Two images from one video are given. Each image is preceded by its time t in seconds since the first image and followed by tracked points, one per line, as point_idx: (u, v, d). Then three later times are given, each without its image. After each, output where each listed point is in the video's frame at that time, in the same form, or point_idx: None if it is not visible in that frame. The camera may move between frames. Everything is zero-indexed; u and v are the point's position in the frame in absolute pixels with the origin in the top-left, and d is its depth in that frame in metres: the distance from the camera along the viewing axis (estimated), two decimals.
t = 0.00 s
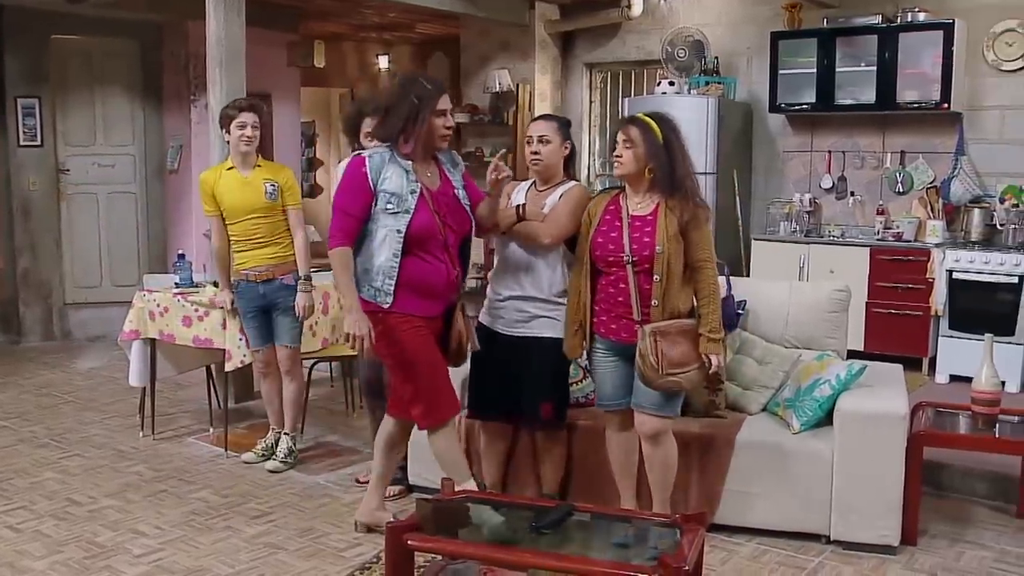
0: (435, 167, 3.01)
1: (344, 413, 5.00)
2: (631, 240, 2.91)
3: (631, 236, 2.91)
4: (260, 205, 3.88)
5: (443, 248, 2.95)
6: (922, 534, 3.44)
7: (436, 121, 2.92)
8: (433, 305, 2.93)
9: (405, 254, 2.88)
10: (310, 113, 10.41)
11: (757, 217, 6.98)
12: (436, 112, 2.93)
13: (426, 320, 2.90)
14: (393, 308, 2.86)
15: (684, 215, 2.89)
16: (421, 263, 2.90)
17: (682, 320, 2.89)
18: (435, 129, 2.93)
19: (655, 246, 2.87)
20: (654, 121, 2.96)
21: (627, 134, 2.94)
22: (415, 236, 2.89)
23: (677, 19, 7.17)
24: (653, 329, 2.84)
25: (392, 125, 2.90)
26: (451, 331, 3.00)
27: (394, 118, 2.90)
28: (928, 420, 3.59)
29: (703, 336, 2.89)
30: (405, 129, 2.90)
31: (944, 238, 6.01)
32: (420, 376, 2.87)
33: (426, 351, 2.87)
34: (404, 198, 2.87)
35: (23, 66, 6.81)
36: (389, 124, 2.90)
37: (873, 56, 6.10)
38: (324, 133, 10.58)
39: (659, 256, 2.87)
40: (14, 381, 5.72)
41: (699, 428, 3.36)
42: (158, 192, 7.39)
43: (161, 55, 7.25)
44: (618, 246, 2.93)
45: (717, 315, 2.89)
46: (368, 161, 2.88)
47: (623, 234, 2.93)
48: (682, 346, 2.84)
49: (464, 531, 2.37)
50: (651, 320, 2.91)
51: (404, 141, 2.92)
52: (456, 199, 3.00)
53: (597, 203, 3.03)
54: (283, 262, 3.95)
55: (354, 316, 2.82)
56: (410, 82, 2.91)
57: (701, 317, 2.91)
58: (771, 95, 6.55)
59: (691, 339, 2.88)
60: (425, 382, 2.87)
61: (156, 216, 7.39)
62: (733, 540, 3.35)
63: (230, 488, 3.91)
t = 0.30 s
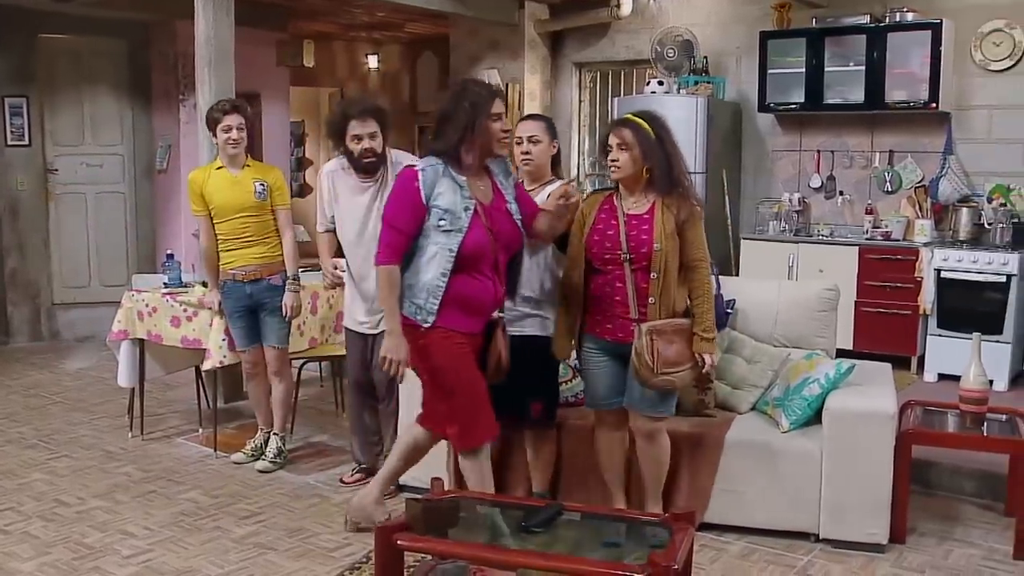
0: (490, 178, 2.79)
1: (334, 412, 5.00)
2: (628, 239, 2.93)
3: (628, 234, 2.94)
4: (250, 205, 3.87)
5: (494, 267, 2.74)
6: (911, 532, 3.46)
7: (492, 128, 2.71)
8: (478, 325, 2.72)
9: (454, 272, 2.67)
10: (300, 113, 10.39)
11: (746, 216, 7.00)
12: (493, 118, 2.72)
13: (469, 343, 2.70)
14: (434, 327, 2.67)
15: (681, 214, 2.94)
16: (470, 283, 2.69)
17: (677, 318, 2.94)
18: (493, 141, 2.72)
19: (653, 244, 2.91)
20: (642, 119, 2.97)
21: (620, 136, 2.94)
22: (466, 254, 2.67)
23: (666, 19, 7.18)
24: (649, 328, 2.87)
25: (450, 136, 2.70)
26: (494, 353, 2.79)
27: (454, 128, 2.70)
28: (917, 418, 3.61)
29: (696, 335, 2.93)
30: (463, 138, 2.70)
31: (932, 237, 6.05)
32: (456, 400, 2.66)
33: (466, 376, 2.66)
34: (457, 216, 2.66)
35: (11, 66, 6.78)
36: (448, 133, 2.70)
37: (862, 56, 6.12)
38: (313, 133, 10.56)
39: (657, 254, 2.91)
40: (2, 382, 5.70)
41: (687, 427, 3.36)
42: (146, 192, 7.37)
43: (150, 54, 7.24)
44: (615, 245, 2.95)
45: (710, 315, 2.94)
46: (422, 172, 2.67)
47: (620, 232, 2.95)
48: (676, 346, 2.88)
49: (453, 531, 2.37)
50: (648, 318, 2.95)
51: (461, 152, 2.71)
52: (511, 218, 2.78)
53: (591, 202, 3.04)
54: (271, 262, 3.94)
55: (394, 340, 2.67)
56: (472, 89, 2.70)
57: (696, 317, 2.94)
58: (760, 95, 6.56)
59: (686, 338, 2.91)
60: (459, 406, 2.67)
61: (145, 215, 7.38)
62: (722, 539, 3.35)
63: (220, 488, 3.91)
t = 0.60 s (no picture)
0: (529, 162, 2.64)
1: (321, 413, 4.99)
2: (630, 238, 2.95)
3: (629, 233, 2.95)
4: (236, 205, 3.86)
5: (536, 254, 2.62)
6: (898, 531, 3.47)
7: (538, 115, 2.56)
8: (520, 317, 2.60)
9: (496, 262, 2.55)
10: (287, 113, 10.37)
11: (734, 216, 7.02)
12: (538, 104, 2.56)
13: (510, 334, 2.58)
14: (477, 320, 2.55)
15: (678, 213, 2.99)
16: (512, 272, 2.57)
17: (677, 317, 2.99)
18: (538, 125, 2.58)
19: (656, 243, 2.95)
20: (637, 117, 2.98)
21: (621, 135, 2.94)
22: (509, 242, 2.55)
23: (654, 19, 7.19)
24: (654, 327, 2.89)
25: (493, 119, 2.52)
26: (535, 344, 2.67)
27: (496, 111, 2.53)
28: (903, 417, 3.63)
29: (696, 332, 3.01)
30: (511, 123, 2.52)
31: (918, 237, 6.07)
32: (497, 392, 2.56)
33: (501, 371, 2.56)
34: (498, 202, 2.52)
35: None
36: (491, 116, 2.53)
37: (848, 56, 6.14)
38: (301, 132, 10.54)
39: (660, 253, 2.96)
40: None
41: (674, 427, 3.37)
42: (133, 192, 7.34)
43: (137, 54, 7.21)
44: (616, 244, 2.96)
45: (708, 315, 3.03)
46: (461, 156, 2.52)
47: (620, 231, 2.96)
48: (677, 345, 2.92)
49: (441, 531, 2.36)
50: (650, 317, 2.99)
51: (503, 136, 2.54)
52: (549, 201, 2.66)
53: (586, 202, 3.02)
54: (258, 262, 3.93)
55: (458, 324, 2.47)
56: (517, 70, 2.53)
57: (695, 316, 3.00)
58: (747, 94, 6.58)
59: (687, 337, 2.96)
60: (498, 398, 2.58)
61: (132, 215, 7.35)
62: (710, 538, 3.36)
63: (207, 489, 3.90)
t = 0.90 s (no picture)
0: (561, 161, 2.63)
1: (309, 413, 4.98)
2: (625, 237, 2.95)
3: (624, 233, 2.95)
4: (223, 205, 3.86)
5: (576, 254, 2.57)
6: (885, 530, 3.48)
7: (568, 108, 2.56)
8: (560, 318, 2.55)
9: (535, 263, 2.51)
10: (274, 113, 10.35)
11: (721, 215, 7.04)
12: (568, 98, 2.56)
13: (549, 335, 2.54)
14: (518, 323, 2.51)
15: (671, 213, 3.04)
16: (552, 272, 2.53)
17: (671, 316, 2.99)
18: (567, 119, 2.57)
19: (653, 242, 2.97)
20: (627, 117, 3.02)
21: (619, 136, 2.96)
22: (546, 243, 2.51)
23: (641, 19, 7.19)
24: (649, 327, 2.87)
25: (524, 115, 2.51)
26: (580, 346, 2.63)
27: (526, 107, 2.52)
28: (890, 417, 3.63)
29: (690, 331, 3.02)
30: (541, 119, 2.52)
31: (905, 236, 6.09)
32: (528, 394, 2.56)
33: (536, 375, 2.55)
34: (533, 201, 2.49)
35: None
36: (521, 114, 2.52)
37: (835, 56, 6.16)
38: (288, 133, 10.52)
39: (656, 254, 2.99)
40: None
41: (662, 427, 3.37)
42: (120, 193, 7.31)
43: (124, 54, 7.19)
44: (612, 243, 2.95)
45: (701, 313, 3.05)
46: (494, 157, 2.49)
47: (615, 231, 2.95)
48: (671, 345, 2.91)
49: (428, 531, 2.36)
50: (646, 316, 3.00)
51: (532, 133, 2.53)
52: (583, 198, 2.62)
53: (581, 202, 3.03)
54: (246, 262, 3.92)
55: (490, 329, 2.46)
56: (543, 67, 2.54)
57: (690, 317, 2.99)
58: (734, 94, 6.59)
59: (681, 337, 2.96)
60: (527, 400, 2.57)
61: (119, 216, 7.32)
62: (698, 537, 3.37)
63: (194, 490, 3.88)
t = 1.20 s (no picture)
0: (632, 174, 2.61)
1: (298, 414, 4.97)
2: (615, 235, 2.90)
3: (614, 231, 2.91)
4: (207, 206, 3.84)
5: (645, 267, 2.59)
6: (873, 528, 3.50)
7: (640, 120, 2.55)
8: (626, 330, 2.58)
9: (605, 273, 2.53)
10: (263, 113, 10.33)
11: (711, 215, 7.05)
12: (641, 110, 2.56)
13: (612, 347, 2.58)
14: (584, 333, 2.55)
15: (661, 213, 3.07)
16: (621, 284, 2.55)
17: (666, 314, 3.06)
18: (640, 132, 2.58)
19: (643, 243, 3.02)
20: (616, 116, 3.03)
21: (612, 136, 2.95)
22: (618, 254, 2.53)
23: (630, 19, 7.20)
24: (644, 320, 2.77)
25: (596, 127, 2.54)
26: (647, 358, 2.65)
27: (600, 117, 2.54)
28: (879, 416, 3.65)
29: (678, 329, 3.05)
30: (614, 131, 2.53)
31: (893, 235, 6.12)
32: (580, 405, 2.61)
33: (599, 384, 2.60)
34: (607, 211, 2.51)
35: None
36: (595, 124, 2.54)
37: (823, 56, 6.18)
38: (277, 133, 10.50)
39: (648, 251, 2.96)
40: None
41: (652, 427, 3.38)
42: (108, 193, 7.29)
43: (111, 53, 7.16)
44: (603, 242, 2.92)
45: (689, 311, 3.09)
46: (569, 169, 2.52)
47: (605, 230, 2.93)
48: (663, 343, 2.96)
49: (417, 531, 2.35)
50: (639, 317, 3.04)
51: (604, 144, 2.55)
52: (656, 211, 2.61)
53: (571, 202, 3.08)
54: (231, 263, 3.91)
55: (571, 340, 2.44)
56: (619, 75, 2.54)
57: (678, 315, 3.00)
58: (723, 94, 6.60)
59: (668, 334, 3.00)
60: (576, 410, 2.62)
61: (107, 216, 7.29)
62: (688, 536, 3.37)
63: (183, 491, 3.87)
